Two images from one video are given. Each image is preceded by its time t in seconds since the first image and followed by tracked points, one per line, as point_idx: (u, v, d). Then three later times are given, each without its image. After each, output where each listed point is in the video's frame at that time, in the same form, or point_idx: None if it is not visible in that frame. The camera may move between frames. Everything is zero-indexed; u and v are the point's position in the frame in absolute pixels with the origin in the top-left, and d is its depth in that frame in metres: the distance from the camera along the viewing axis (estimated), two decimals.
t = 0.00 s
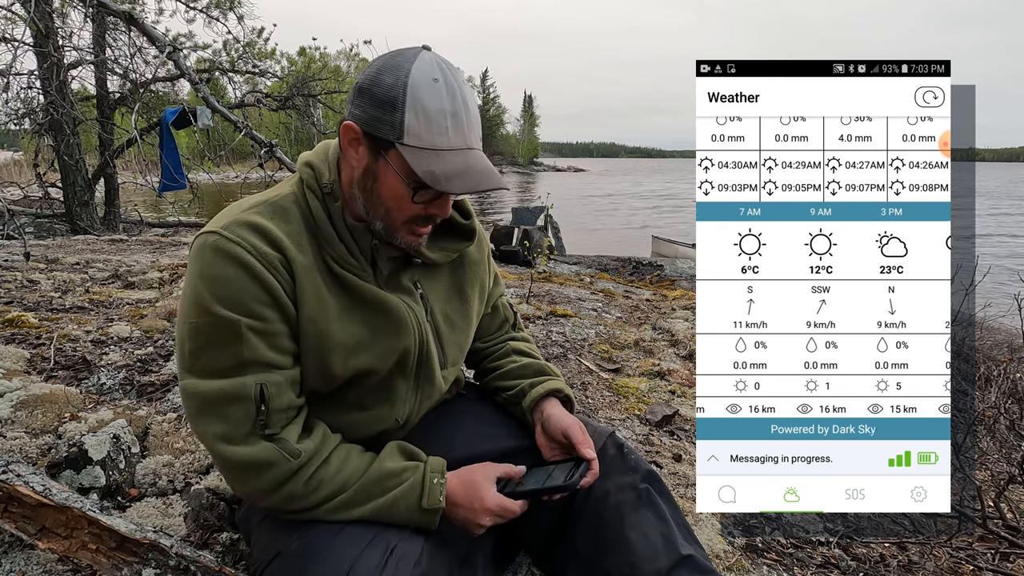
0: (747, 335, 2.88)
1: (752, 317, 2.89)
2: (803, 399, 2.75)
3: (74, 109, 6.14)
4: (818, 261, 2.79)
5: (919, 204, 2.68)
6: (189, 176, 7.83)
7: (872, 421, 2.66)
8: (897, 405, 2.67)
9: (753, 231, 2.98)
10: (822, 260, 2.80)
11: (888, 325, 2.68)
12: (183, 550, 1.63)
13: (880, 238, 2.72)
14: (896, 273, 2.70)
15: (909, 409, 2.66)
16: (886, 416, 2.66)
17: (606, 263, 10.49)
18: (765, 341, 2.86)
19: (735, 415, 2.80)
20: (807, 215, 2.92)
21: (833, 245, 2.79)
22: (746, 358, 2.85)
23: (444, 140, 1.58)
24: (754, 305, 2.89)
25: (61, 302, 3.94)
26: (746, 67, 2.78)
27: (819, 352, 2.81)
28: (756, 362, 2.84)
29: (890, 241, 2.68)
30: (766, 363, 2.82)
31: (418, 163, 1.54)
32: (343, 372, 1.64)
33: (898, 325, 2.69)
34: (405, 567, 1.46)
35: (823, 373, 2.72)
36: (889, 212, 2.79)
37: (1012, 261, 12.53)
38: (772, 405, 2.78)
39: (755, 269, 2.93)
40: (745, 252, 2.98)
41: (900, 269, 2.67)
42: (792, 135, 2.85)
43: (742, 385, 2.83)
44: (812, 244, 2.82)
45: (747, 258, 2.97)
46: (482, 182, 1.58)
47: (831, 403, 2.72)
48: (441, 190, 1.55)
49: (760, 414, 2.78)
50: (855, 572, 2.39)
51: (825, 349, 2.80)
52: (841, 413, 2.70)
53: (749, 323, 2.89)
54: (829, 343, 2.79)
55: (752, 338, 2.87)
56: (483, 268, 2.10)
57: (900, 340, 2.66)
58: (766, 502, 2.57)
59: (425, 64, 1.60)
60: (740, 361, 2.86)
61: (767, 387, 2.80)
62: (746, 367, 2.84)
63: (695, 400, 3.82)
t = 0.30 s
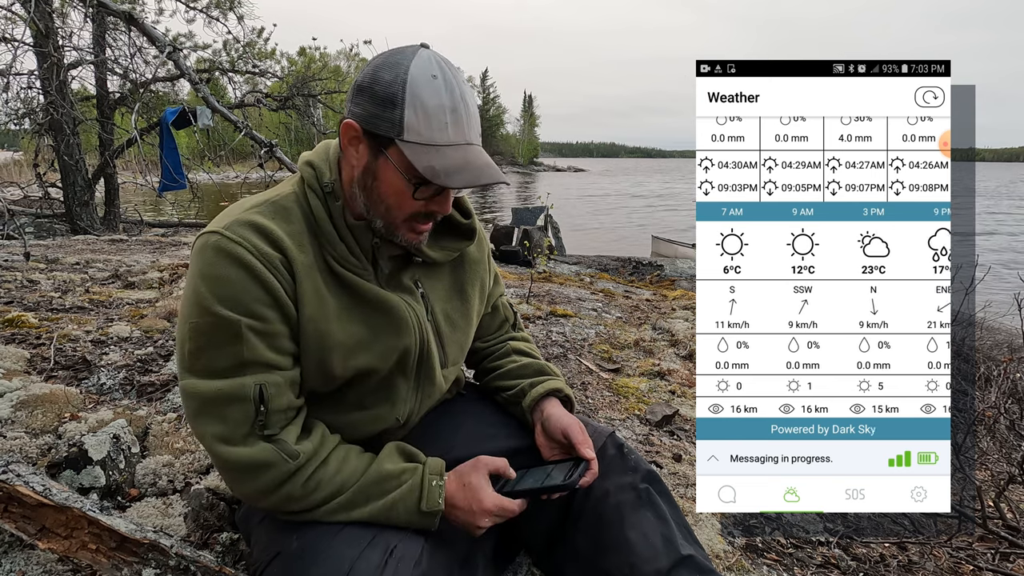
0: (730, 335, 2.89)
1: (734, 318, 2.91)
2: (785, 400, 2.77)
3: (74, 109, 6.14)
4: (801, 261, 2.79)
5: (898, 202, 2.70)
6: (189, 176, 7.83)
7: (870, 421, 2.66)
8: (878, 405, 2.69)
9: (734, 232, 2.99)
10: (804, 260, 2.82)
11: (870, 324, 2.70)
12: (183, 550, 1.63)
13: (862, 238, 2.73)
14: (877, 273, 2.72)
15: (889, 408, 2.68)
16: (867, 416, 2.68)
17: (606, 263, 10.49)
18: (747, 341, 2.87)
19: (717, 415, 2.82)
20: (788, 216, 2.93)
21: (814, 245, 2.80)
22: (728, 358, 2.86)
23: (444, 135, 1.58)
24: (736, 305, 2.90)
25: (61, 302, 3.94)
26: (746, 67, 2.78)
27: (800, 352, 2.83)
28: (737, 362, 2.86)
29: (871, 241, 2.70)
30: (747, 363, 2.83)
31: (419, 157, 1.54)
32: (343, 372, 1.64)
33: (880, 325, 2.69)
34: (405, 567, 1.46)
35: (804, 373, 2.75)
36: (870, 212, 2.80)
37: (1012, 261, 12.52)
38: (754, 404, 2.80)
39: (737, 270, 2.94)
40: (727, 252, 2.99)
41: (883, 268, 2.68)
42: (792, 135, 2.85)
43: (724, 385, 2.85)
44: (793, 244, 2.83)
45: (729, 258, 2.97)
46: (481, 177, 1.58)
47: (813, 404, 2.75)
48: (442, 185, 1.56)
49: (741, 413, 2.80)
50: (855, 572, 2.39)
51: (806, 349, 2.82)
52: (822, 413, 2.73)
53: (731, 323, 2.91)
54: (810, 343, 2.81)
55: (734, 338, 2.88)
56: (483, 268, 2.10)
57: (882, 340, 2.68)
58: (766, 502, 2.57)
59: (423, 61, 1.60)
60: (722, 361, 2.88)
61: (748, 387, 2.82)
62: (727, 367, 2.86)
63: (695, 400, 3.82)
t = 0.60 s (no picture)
0: (726, 334, 2.90)
1: (731, 318, 2.92)
2: (781, 400, 2.78)
3: (74, 109, 6.14)
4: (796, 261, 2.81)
5: (895, 202, 2.70)
6: (189, 176, 7.83)
7: (870, 421, 2.66)
8: (876, 405, 2.69)
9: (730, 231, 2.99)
10: (800, 260, 2.84)
11: (865, 325, 2.71)
12: (182, 550, 1.63)
13: (858, 238, 2.74)
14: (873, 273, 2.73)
15: (886, 408, 2.68)
16: (864, 416, 2.68)
17: (606, 263, 10.50)
18: (743, 341, 2.87)
19: (713, 415, 2.82)
20: (785, 215, 2.93)
21: (810, 245, 2.83)
22: (725, 358, 2.87)
23: (450, 130, 1.59)
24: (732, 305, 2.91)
25: (61, 302, 3.95)
26: (746, 67, 2.78)
27: (797, 352, 2.83)
28: (734, 362, 2.86)
29: (868, 241, 2.71)
30: (743, 363, 2.83)
31: (426, 153, 1.55)
32: (343, 372, 1.64)
33: (876, 325, 2.71)
34: (405, 567, 1.47)
35: (801, 372, 2.75)
36: (867, 212, 2.80)
37: (1012, 261, 12.52)
38: (750, 404, 2.80)
39: (733, 269, 2.95)
40: (723, 252, 2.99)
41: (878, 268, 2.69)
42: (792, 135, 2.85)
43: (720, 385, 2.85)
44: (789, 244, 2.86)
45: (725, 258, 2.97)
46: (488, 170, 1.59)
47: (808, 403, 2.75)
48: (450, 179, 1.56)
49: (738, 413, 2.80)
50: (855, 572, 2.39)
51: (803, 349, 2.82)
52: (819, 413, 2.73)
53: (728, 323, 2.92)
54: (807, 343, 2.81)
55: (730, 339, 2.88)
56: (483, 268, 2.10)
57: (877, 341, 2.68)
58: (766, 502, 2.57)
59: (427, 58, 1.61)
60: (717, 361, 2.88)
61: (745, 387, 2.82)
62: (724, 367, 2.86)
63: (695, 400, 3.82)
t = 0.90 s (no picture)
0: (726, 335, 2.90)
1: (731, 318, 2.92)
2: (781, 400, 2.78)
3: (74, 109, 6.14)
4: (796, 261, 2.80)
5: (896, 202, 2.70)
6: (189, 176, 7.83)
7: (870, 421, 2.66)
8: (876, 405, 2.69)
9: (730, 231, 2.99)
10: (800, 259, 2.85)
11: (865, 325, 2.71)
12: (183, 550, 1.62)
13: (858, 238, 2.76)
14: (873, 273, 2.74)
15: (886, 408, 2.68)
16: (864, 416, 2.68)
17: (606, 263, 10.50)
18: (743, 341, 2.87)
19: (713, 415, 2.82)
20: (785, 216, 2.93)
21: (810, 245, 2.83)
22: (725, 358, 2.87)
23: (449, 127, 1.59)
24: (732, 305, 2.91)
25: (61, 302, 3.95)
26: (746, 67, 2.78)
27: (797, 352, 2.83)
28: (734, 362, 2.86)
29: (868, 241, 2.72)
30: (743, 363, 2.83)
31: (427, 150, 1.55)
32: (343, 373, 1.64)
33: (876, 325, 2.71)
34: (405, 567, 1.47)
35: (801, 373, 2.75)
36: (867, 212, 2.80)
37: (1012, 261, 12.52)
38: (750, 404, 2.81)
39: (733, 270, 2.95)
40: (723, 252, 2.99)
41: (878, 268, 2.70)
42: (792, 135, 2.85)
43: (720, 385, 2.85)
44: (789, 244, 2.86)
45: (725, 258, 2.97)
46: (489, 167, 1.59)
47: (808, 403, 2.75)
48: (450, 176, 1.56)
49: (738, 413, 2.80)
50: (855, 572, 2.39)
51: (803, 349, 2.83)
52: (819, 413, 2.73)
53: (728, 323, 2.92)
54: (807, 343, 2.81)
55: (730, 339, 2.88)
56: (483, 268, 2.10)
57: (878, 341, 2.69)
58: (766, 502, 2.57)
59: (426, 56, 1.61)
60: (718, 361, 2.88)
61: (745, 387, 2.82)
62: (724, 367, 2.86)
63: (695, 400, 3.82)
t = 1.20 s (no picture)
0: (726, 335, 2.90)
1: (731, 318, 2.92)
2: (781, 400, 2.78)
3: (74, 109, 6.13)
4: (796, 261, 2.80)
5: (895, 202, 2.71)
6: (189, 176, 7.83)
7: (870, 421, 2.66)
8: (876, 405, 2.69)
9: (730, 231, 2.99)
10: (800, 259, 2.89)
11: (865, 325, 2.71)
12: (183, 550, 1.62)
13: (858, 238, 2.81)
14: (873, 272, 2.74)
15: (886, 408, 2.68)
16: (864, 416, 2.68)
17: (606, 263, 10.50)
18: (743, 341, 2.87)
19: (713, 415, 2.82)
20: (785, 216, 2.94)
21: (810, 245, 2.88)
22: (725, 358, 2.87)
23: (448, 126, 1.59)
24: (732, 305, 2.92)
25: (61, 301, 3.95)
26: (746, 67, 2.78)
27: (797, 352, 2.84)
28: (734, 362, 2.86)
29: (868, 242, 2.76)
30: (743, 363, 2.83)
31: (425, 150, 1.55)
32: (343, 375, 1.64)
33: (876, 325, 2.71)
34: (405, 567, 1.47)
35: (801, 372, 2.75)
36: (867, 212, 2.80)
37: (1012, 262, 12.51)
38: (750, 404, 2.81)
39: (733, 270, 2.95)
40: (723, 252, 2.99)
41: (878, 268, 2.70)
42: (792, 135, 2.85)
43: (720, 385, 2.85)
44: (789, 244, 2.91)
45: (725, 258, 2.98)
46: (487, 166, 1.58)
47: (808, 403, 2.75)
48: (449, 175, 1.56)
49: (738, 414, 2.81)
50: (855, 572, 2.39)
51: (803, 349, 2.83)
52: (819, 413, 2.73)
53: (728, 323, 2.92)
54: (807, 343, 2.82)
55: (730, 339, 2.88)
56: (483, 268, 2.10)
57: (878, 341, 2.69)
58: (766, 502, 2.56)
59: (424, 56, 1.61)
60: (718, 361, 2.88)
61: (745, 388, 2.82)
62: (724, 367, 2.86)
63: (695, 400, 3.82)
